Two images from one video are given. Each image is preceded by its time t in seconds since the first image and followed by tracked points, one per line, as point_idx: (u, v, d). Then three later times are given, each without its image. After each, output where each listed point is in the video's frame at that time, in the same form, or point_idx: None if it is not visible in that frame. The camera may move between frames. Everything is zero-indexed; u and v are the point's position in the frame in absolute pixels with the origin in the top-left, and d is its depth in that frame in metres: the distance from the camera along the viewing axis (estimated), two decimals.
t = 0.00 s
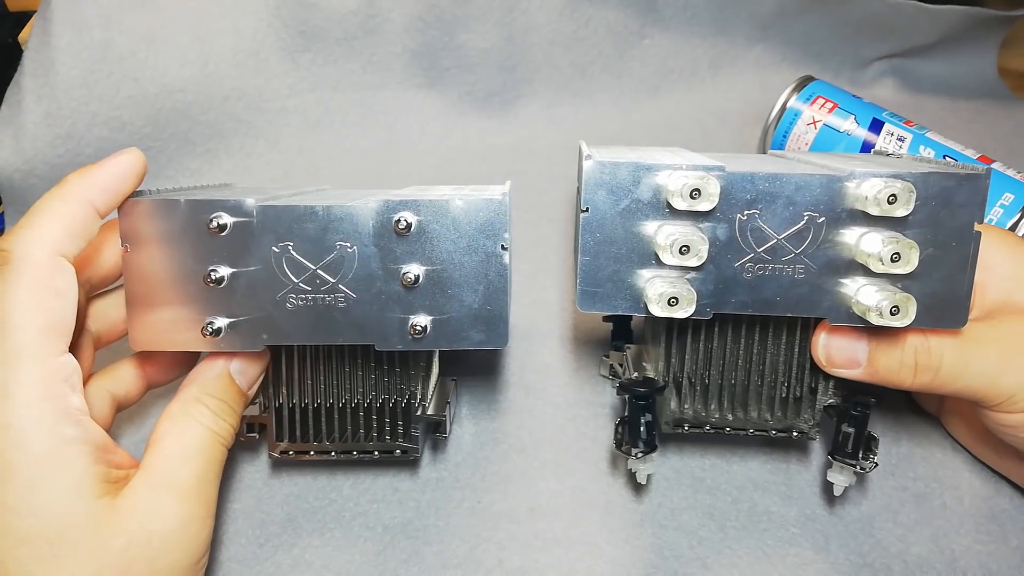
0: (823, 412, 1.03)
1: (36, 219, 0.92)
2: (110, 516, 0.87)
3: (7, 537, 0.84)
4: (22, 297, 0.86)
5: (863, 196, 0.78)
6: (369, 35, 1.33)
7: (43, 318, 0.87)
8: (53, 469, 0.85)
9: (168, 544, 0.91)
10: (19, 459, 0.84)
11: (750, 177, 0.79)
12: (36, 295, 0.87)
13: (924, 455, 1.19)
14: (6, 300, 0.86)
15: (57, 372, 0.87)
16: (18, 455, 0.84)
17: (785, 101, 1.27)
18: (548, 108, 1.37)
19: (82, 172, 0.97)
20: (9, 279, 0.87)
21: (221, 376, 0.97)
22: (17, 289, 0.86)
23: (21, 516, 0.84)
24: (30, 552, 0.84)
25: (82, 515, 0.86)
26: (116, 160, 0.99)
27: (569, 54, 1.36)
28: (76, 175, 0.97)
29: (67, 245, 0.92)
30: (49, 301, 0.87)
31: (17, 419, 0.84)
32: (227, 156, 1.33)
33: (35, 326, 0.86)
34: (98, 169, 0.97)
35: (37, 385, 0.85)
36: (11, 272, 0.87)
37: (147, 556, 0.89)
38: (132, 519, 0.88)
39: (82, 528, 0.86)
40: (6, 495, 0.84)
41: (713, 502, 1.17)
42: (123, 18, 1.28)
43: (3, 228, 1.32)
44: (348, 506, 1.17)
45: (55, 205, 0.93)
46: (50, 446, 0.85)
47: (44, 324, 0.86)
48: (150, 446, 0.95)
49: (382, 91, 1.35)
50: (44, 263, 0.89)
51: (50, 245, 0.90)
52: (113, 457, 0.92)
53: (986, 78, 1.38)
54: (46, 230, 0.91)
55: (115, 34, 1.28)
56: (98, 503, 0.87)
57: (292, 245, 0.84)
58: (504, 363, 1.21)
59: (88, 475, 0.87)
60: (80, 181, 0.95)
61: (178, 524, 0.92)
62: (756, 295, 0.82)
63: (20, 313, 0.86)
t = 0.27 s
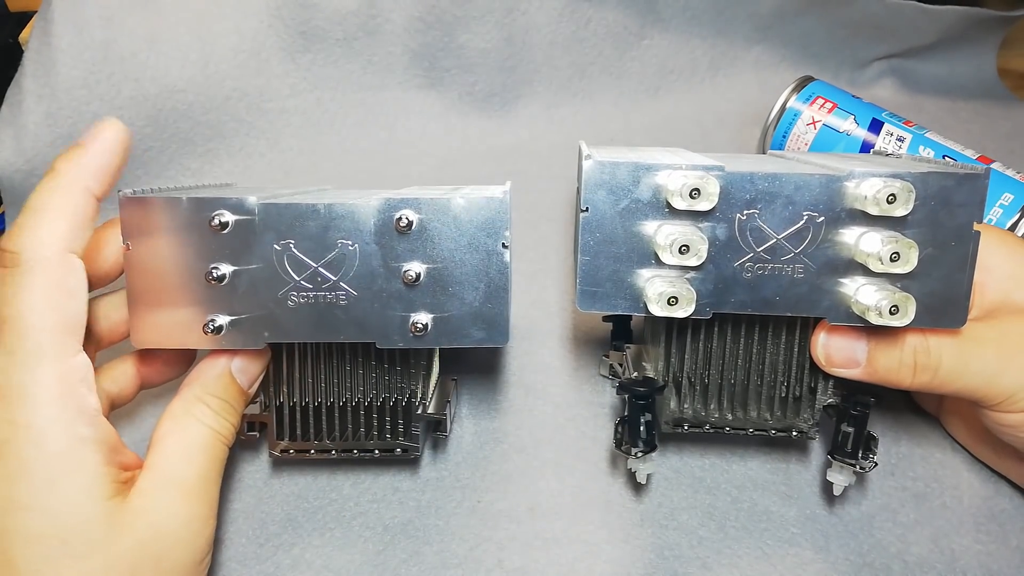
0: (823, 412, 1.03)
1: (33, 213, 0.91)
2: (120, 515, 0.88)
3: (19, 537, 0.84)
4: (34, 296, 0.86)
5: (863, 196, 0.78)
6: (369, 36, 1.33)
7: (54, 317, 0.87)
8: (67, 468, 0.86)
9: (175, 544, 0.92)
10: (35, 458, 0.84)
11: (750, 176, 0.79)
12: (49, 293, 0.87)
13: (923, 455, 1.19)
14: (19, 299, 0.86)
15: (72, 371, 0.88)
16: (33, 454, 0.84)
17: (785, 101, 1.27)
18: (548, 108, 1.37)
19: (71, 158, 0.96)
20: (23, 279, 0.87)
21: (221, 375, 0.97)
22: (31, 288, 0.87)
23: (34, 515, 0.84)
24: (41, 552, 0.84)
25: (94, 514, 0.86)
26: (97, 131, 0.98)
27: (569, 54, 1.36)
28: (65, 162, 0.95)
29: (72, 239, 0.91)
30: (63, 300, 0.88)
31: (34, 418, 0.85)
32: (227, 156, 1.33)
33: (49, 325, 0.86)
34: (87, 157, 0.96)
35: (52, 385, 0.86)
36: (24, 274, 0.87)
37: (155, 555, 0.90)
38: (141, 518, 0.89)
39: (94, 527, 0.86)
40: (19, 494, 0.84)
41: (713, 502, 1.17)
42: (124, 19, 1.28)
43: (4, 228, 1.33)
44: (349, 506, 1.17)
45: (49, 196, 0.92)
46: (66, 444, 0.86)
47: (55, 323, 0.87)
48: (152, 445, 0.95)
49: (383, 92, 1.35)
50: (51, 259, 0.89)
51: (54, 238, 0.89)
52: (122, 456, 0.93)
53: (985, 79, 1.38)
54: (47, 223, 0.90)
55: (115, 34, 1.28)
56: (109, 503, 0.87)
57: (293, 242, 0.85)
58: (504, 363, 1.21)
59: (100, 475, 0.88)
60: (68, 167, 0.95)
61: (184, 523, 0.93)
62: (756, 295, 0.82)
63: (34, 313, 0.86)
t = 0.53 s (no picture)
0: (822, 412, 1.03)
1: (93, 212, 0.86)
2: (155, 518, 0.88)
3: (59, 538, 0.83)
4: (90, 299, 0.83)
5: (862, 196, 0.78)
6: (369, 36, 1.33)
7: (108, 322, 0.84)
8: (110, 471, 0.85)
9: (199, 543, 0.93)
10: (81, 460, 0.83)
11: (749, 176, 0.79)
12: (104, 298, 0.84)
13: (923, 455, 1.19)
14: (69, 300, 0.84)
15: (118, 375, 0.87)
16: (78, 456, 0.83)
17: (785, 101, 1.27)
18: (549, 109, 1.37)
19: (132, 156, 0.90)
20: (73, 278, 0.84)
21: (227, 372, 0.99)
22: (84, 290, 0.84)
23: (75, 517, 0.83)
24: (79, 554, 0.83)
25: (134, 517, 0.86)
26: (158, 138, 0.93)
27: (569, 54, 1.36)
28: (127, 166, 0.89)
29: (134, 244, 0.85)
30: (119, 306, 0.85)
31: (85, 420, 0.84)
32: (227, 156, 1.34)
33: (102, 330, 0.84)
34: (149, 159, 0.89)
35: (100, 389, 0.85)
36: (82, 277, 0.84)
37: (181, 555, 0.91)
38: (171, 519, 0.90)
39: (133, 530, 0.86)
40: (63, 495, 0.83)
41: (713, 502, 1.17)
42: (124, 19, 1.28)
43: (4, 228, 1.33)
44: (349, 506, 1.17)
45: (110, 196, 0.86)
46: (111, 447, 0.85)
47: (108, 328, 0.85)
48: (166, 446, 0.94)
49: (383, 92, 1.35)
50: (113, 265, 0.84)
51: (119, 243, 0.84)
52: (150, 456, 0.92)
53: (985, 79, 1.38)
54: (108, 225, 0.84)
55: (115, 34, 1.28)
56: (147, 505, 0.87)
57: (294, 234, 0.85)
58: (503, 363, 1.21)
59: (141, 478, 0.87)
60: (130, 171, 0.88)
61: (207, 523, 0.94)
62: (756, 295, 0.82)
63: (88, 316, 0.83)
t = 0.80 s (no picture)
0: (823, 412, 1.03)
1: (93, 216, 0.86)
2: (154, 518, 0.88)
3: (57, 539, 0.83)
4: (85, 299, 0.83)
5: (862, 196, 0.78)
6: (369, 36, 1.33)
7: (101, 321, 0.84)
8: (110, 471, 0.85)
9: (199, 543, 0.93)
10: (77, 460, 0.83)
11: (749, 176, 0.79)
12: (102, 298, 0.84)
13: (924, 455, 1.19)
14: (65, 300, 0.84)
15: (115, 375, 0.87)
16: (76, 456, 0.83)
17: (785, 100, 1.27)
18: (549, 109, 1.37)
19: (134, 162, 0.90)
20: (71, 278, 0.84)
21: (228, 372, 0.99)
22: (80, 289, 0.83)
23: (73, 517, 0.83)
24: (76, 554, 0.84)
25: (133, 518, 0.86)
26: (165, 145, 0.94)
27: (569, 54, 1.36)
28: (129, 169, 0.89)
29: (130, 245, 0.85)
30: (111, 305, 0.85)
31: (82, 420, 0.84)
32: (227, 156, 1.34)
33: (98, 329, 0.84)
34: (150, 162, 0.89)
35: (96, 389, 0.85)
36: (79, 275, 0.83)
37: (181, 555, 0.91)
38: (170, 520, 0.89)
39: (132, 531, 0.86)
40: (59, 496, 0.83)
41: (713, 502, 1.17)
42: (124, 19, 1.28)
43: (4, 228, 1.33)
44: (348, 506, 1.17)
45: (110, 200, 0.86)
46: (108, 448, 0.85)
47: (102, 328, 0.85)
48: (167, 446, 0.94)
49: (383, 92, 1.35)
50: (106, 265, 0.84)
51: (114, 242, 0.84)
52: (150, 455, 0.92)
53: (985, 79, 1.38)
54: (104, 226, 0.84)
55: (116, 34, 1.28)
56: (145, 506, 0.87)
57: (293, 234, 0.85)
58: (503, 363, 1.21)
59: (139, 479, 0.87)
60: (132, 174, 0.88)
61: (207, 523, 0.94)
62: (756, 295, 0.82)
63: (83, 315, 0.83)
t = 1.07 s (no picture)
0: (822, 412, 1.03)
1: (95, 217, 0.86)
2: (151, 518, 0.88)
3: (54, 537, 0.83)
4: (83, 298, 0.83)
5: (862, 196, 0.78)
6: (369, 36, 1.33)
7: (98, 321, 0.84)
8: (107, 470, 0.85)
9: (196, 542, 0.93)
10: (74, 459, 0.83)
11: (749, 176, 0.79)
12: (101, 298, 0.84)
13: (924, 455, 1.19)
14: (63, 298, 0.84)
15: (112, 374, 0.87)
16: (73, 455, 0.83)
17: (785, 100, 1.27)
18: (548, 109, 1.37)
19: (140, 166, 0.91)
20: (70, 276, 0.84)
21: (224, 371, 1.00)
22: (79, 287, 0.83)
23: (70, 516, 0.83)
24: (73, 553, 0.84)
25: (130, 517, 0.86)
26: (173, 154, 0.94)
27: (569, 54, 1.36)
28: (135, 173, 0.89)
29: (131, 247, 0.85)
30: (111, 304, 0.85)
31: (78, 419, 0.84)
32: (227, 156, 1.34)
33: (95, 328, 0.84)
34: (156, 167, 0.89)
35: (93, 388, 0.85)
36: (78, 274, 0.84)
37: (178, 554, 0.91)
38: (168, 519, 0.89)
39: (129, 531, 0.86)
40: (56, 495, 0.83)
41: (713, 502, 1.17)
42: (124, 19, 1.28)
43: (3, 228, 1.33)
44: (348, 506, 1.17)
45: (114, 201, 0.86)
46: (105, 447, 0.85)
47: (101, 328, 0.85)
48: (163, 446, 0.94)
49: (383, 92, 1.36)
50: (106, 264, 0.84)
51: (114, 243, 0.84)
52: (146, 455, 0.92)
53: (985, 79, 1.38)
54: (106, 227, 0.84)
55: (116, 34, 1.28)
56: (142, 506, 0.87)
57: (293, 238, 0.85)
58: (503, 363, 1.21)
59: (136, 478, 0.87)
60: (136, 178, 0.89)
61: (204, 523, 0.94)
62: (756, 295, 0.82)
63: (81, 314, 0.83)
